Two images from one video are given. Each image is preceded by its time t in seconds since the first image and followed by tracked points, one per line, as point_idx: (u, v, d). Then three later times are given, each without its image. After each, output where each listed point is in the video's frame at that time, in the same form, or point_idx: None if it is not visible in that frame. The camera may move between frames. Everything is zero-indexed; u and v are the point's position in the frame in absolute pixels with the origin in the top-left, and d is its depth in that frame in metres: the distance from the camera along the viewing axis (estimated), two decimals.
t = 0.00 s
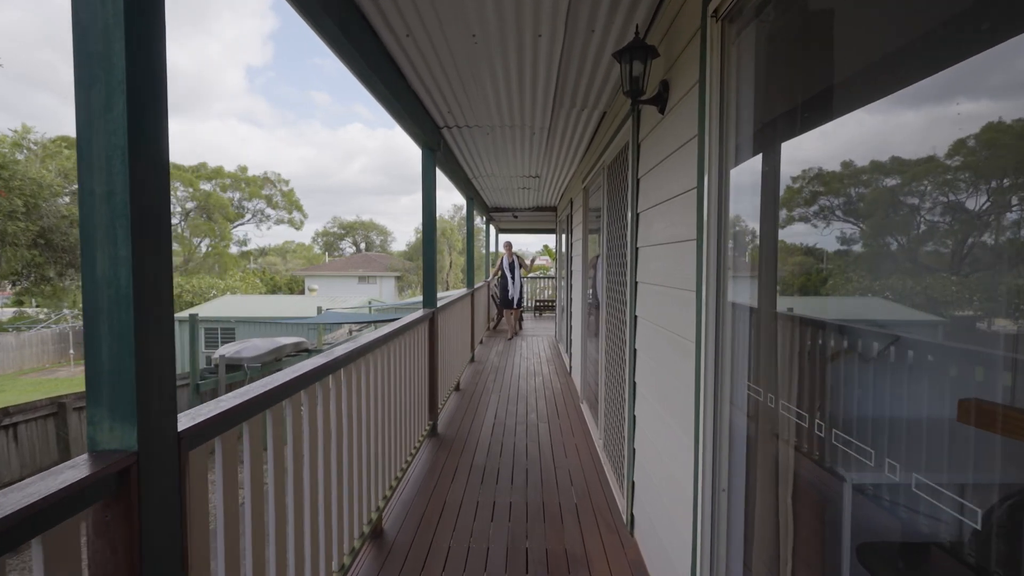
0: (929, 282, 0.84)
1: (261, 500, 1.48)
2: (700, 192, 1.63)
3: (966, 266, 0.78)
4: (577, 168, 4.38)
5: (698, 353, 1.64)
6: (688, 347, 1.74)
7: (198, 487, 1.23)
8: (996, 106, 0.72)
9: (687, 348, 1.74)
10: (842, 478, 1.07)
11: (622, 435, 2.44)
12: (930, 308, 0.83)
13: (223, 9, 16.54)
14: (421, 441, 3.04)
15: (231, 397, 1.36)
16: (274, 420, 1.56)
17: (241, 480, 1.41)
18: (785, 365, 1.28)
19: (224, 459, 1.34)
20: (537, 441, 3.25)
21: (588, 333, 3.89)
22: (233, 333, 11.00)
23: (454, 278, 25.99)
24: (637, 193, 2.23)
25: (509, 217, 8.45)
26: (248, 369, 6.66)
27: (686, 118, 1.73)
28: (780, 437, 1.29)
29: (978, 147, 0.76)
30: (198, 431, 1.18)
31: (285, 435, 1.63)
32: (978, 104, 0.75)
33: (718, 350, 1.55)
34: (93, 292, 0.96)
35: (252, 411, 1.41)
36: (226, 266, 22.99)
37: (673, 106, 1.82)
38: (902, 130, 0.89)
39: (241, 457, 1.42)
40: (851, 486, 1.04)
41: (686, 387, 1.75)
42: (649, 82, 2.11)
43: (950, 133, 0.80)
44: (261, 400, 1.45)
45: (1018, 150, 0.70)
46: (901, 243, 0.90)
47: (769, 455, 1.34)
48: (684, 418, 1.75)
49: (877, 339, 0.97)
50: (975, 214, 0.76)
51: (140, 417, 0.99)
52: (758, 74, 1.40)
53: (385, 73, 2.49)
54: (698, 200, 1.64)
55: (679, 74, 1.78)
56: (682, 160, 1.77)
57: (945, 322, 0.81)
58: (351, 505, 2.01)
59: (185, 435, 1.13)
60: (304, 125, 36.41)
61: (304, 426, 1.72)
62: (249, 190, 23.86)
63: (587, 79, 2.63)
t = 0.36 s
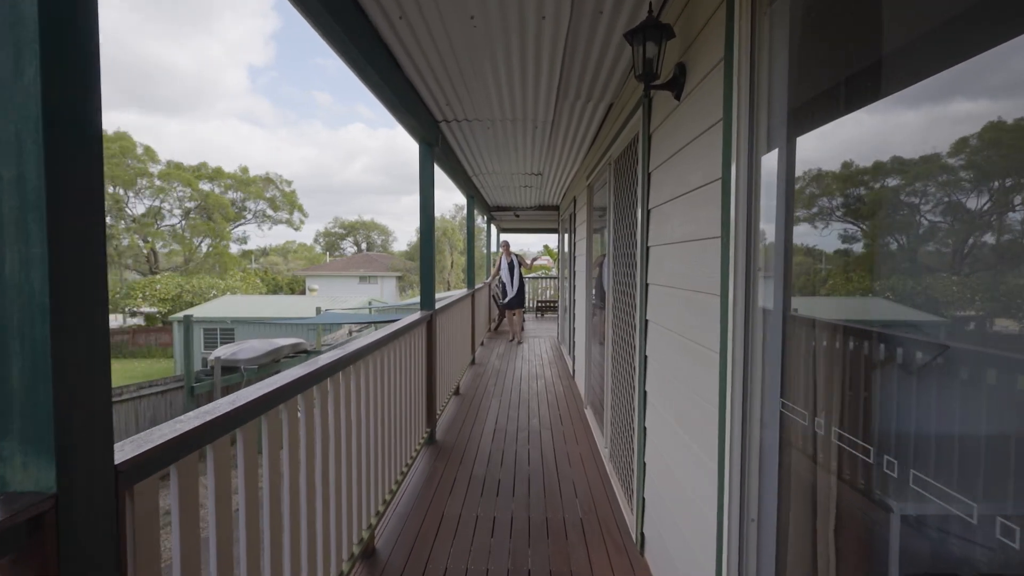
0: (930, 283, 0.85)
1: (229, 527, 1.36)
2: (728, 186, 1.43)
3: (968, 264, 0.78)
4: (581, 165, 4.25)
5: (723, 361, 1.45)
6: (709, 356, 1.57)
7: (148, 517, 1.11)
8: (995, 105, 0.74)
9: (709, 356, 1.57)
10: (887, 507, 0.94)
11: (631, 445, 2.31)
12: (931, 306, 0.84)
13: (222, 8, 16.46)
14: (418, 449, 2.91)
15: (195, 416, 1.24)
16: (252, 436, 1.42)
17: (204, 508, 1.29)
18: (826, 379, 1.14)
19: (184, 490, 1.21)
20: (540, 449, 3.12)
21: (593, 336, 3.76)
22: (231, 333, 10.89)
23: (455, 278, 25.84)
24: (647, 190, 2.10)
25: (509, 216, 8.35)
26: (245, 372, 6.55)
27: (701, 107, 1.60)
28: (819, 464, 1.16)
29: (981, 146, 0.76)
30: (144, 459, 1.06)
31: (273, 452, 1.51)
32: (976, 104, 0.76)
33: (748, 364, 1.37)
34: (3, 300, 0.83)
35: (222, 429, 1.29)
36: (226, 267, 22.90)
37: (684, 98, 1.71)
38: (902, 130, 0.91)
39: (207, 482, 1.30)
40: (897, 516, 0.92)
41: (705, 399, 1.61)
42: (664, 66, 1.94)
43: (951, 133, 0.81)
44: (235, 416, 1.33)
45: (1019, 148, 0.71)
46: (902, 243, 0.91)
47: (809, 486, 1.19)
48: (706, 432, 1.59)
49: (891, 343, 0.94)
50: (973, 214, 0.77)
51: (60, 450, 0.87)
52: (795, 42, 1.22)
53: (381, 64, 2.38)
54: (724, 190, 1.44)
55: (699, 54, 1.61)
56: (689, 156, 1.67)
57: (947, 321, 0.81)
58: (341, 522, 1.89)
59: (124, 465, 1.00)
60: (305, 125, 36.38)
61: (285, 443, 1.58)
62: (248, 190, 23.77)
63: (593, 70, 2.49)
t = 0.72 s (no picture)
0: (930, 282, 0.75)
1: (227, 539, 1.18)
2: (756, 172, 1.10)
3: (966, 265, 0.69)
4: (585, 160, 4.09)
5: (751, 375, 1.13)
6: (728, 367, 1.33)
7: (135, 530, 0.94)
8: (995, 104, 0.64)
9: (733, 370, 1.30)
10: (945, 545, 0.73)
11: (639, 459, 2.14)
12: (930, 308, 0.74)
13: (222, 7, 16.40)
14: (414, 458, 2.76)
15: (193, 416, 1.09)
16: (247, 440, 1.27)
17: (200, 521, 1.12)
18: (874, 403, 0.88)
19: (178, 501, 1.03)
20: (543, 456, 2.98)
21: (597, 339, 3.61)
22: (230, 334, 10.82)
23: (457, 277, 25.72)
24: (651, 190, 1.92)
25: (511, 215, 8.21)
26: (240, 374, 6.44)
27: (708, 99, 1.43)
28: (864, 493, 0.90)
29: (983, 146, 0.66)
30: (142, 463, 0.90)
31: (263, 464, 1.33)
32: (974, 103, 0.67)
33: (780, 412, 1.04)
34: None
35: (221, 432, 1.13)
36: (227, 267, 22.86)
37: (690, 93, 1.55)
38: (901, 130, 0.79)
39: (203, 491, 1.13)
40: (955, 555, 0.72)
41: (718, 413, 1.40)
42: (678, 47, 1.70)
43: (949, 134, 0.71)
44: (231, 419, 1.17)
45: (1019, 152, 0.62)
46: (904, 244, 0.81)
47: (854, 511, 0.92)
48: (726, 458, 1.34)
49: (911, 346, 0.79)
50: (972, 216, 0.68)
51: None
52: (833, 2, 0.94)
53: (376, 59, 2.26)
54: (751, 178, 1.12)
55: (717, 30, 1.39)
56: (694, 153, 1.54)
57: (950, 323, 0.71)
58: (332, 539, 1.71)
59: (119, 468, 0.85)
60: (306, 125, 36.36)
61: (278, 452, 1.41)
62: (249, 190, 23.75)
63: (599, 58, 2.32)
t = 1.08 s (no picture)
0: (932, 283, 0.69)
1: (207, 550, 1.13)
2: (797, 152, 0.95)
3: (970, 269, 0.63)
4: (589, 156, 3.96)
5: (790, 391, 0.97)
6: (751, 375, 1.20)
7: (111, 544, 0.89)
8: (995, 104, 0.58)
9: (757, 380, 1.17)
10: None
11: (649, 472, 2.01)
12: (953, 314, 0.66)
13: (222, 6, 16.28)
14: (411, 466, 2.64)
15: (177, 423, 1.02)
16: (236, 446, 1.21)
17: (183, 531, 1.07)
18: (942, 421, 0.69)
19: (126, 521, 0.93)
20: (546, 462, 2.87)
21: (602, 342, 3.48)
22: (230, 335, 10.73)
23: (459, 278, 25.58)
24: (665, 184, 1.79)
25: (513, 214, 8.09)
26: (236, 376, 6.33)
27: (731, 81, 1.31)
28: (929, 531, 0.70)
29: (985, 147, 0.60)
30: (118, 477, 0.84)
31: (243, 475, 1.26)
32: (973, 104, 0.61)
33: (826, 442, 0.88)
34: None
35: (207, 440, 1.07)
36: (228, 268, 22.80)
37: (709, 74, 1.44)
38: (902, 131, 0.72)
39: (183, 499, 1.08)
40: None
41: (739, 427, 1.27)
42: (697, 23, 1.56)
43: (948, 136, 0.64)
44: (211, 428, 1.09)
45: None
46: (910, 245, 0.73)
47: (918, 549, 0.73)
48: (749, 478, 1.21)
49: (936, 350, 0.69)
50: (971, 219, 0.62)
51: None
52: None
53: (372, 48, 2.14)
54: (792, 159, 0.97)
55: None
56: (713, 140, 1.42)
57: (957, 325, 0.65)
58: (318, 561, 1.58)
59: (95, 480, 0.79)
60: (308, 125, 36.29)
61: (267, 462, 1.34)
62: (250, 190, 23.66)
63: (603, 46, 2.20)
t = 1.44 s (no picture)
0: (948, 282, 0.67)
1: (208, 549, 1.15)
2: (864, 127, 0.76)
3: (981, 268, 0.63)
4: (594, 152, 3.82)
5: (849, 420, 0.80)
6: (782, 395, 1.05)
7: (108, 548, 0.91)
8: (1005, 103, 0.57)
9: (790, 401, 1.02)
10: None
11: (658, 489, 1.86)
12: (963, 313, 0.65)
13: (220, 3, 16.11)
14: (405, 478, 2.49)
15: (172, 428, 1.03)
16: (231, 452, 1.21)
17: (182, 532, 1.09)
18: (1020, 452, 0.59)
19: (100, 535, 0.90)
20: (548, 474, 2.73)
21: (607, 346, 3.35)
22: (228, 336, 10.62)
23: (460, 278, 25.46)
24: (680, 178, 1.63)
25: (515, 213, 7.93)
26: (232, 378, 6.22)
27: (758, 60, 1.15)
28: None
29: (999, 145, 0.59)
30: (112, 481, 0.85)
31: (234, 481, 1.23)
32: (980, 104, 0.60)
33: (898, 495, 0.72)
34: None
35: (202, 445, 1.08)
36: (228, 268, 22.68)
37: (732, 53, 1.26)
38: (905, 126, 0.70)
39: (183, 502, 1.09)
40: None
41: (767, 448, 1.12)
42: None
43: (961, 136, 0.63)
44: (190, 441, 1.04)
45: None
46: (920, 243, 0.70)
47: None
48: (778, 509, 1.07)
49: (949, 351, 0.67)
50: (984, 216, 0.62)
51: None
52: None
53: (365, 35, 1.97)
54: (850, 138, 0.80)
55: None
56: (733, 130, 1.26)
57: (966, 323, 0.65)
58: None
59: (89, 487, 0.80)
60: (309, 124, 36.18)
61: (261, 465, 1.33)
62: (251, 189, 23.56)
63: (611, 31, 2.02)
